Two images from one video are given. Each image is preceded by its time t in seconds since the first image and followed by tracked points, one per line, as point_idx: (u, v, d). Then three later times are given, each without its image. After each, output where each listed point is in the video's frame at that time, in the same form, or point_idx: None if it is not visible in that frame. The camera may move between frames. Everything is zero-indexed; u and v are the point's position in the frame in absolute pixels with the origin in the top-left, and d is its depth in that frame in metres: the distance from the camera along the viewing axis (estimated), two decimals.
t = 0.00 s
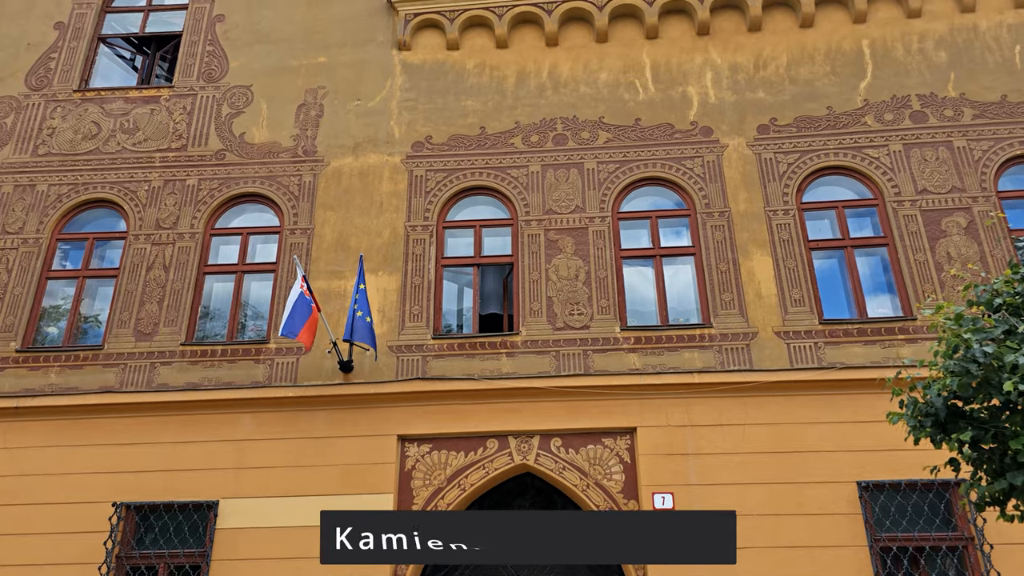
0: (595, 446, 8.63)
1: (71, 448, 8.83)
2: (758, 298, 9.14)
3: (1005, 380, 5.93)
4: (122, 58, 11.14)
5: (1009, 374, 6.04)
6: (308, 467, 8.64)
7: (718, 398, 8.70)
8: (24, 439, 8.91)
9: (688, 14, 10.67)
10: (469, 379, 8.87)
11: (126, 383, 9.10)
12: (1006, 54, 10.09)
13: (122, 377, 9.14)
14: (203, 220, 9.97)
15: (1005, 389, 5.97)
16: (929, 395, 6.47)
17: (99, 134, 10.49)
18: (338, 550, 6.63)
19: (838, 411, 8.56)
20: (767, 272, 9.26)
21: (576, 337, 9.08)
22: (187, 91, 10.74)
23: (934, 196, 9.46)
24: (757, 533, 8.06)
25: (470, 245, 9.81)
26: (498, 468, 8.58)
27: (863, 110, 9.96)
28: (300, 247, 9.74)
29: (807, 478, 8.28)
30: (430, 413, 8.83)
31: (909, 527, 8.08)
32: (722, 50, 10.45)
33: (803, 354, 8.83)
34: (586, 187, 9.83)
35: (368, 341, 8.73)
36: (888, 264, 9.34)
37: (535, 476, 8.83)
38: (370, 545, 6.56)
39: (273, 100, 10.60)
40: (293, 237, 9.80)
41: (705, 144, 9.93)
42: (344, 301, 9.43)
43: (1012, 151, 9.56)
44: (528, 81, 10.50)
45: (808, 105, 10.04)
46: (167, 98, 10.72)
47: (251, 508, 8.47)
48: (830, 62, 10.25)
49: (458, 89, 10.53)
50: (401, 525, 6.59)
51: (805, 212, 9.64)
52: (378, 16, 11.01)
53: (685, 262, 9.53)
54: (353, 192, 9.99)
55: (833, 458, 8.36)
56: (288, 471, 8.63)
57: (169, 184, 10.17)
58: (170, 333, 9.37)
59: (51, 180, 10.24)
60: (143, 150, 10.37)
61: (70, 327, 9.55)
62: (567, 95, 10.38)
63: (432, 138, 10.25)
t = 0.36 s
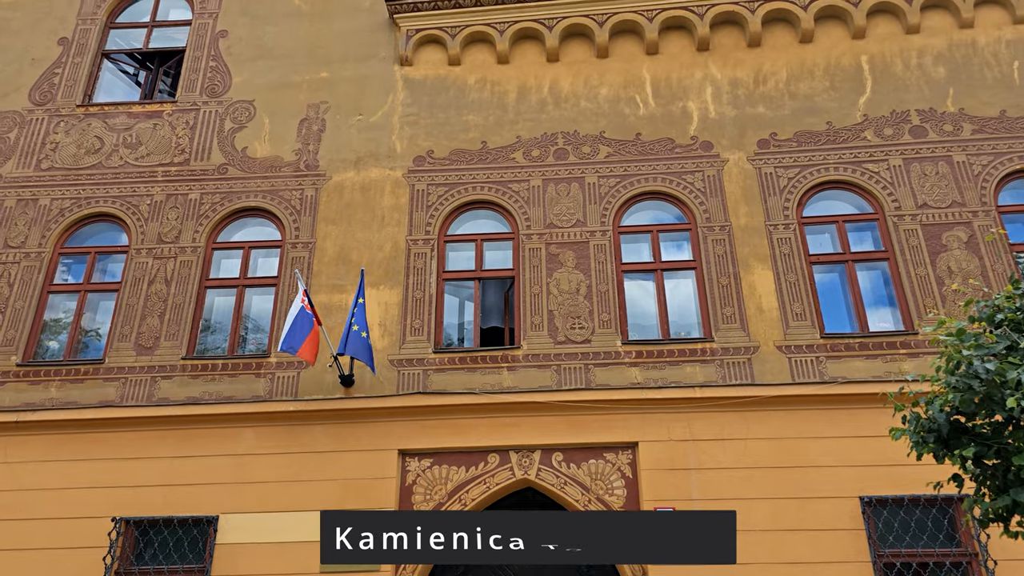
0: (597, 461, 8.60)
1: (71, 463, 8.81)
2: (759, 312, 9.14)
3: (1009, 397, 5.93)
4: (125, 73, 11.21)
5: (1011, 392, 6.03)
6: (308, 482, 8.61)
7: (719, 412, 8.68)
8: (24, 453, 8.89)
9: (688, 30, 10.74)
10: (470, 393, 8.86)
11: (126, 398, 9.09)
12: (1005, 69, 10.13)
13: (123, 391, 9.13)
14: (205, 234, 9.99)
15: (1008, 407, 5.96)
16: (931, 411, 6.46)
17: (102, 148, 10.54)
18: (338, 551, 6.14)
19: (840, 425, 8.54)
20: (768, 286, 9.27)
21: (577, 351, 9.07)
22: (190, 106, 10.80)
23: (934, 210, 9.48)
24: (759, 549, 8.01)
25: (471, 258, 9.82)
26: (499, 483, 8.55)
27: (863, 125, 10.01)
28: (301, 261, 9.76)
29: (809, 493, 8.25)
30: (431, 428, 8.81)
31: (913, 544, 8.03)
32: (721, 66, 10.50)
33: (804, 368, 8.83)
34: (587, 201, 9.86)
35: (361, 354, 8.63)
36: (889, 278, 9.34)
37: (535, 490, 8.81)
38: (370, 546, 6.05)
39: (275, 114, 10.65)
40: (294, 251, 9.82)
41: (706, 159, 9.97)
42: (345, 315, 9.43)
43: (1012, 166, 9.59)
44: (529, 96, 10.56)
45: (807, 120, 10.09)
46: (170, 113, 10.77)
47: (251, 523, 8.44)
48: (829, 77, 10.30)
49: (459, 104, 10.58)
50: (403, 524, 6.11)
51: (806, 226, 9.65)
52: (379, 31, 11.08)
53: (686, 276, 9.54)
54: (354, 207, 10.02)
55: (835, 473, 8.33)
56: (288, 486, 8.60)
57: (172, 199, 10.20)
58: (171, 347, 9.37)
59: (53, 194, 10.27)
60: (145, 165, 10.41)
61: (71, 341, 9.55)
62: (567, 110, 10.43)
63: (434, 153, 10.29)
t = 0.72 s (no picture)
0: (597, 477, 8.56)
1: (69, 478, 8.76)
2: (759, 327, 9.13)
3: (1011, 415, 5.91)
4: (127, 88, 11.26)
5: (1014, 410, 6.02)
6: (307, 498, 8.56)
7: (720, 428, 8.64)
8: (22, 468, 8.85)
9: (687, 46, 10.80)
10: (470, 408, 8.82)
11: (125, 412, 9.06)
12: (1003, 85, 10.18)
13: (122, 406, 9.11)
14: (206, 248, 10.00)
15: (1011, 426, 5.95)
16: (933, 428, 6.44)
17: (104, 163, 10.57)
18: (338, 550, 7.03)
19: (842, 441, 8.50)
20: (768, 301, 9.26)
21: (577, 366, 9.06)
22: (191, 121, 10.84)
23: (934, 226, 9.49)
24: (761, 566, 7.95)
25: (471, 273, 9.82)
26: (499, 499, 8.51)
27: (862, 141, 10.04)
28: (301, 275, 9.77)
29: (811, 509, 8.20)
30: (431, 444, 8.77)
31: (916, 561, 7.97)
32: (720, 81, 10.55)
33: (805, 384, 8.80)
34: (587, 216, 9.88)
35: (358, 369, 8.64)
36: (889, 292, 9.34)
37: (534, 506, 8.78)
38: (369, 545, 6.94)
39: (277, 130, 10.69)
40: (294, 266, 9.83)
41: (705, 174, 9.99)
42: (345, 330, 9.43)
43: (1011, 181, 9.61)
44: (529, 112, 10.60)
45: (807, 135, 10.12)
46: (171, 128, 10.82)
47: (249, 539, 8.38)
48: (828, 93, 10.35)
49: (459, 119, 10.63)
50: (403, 524, 6.95)
51: (806, 241, 9.66)
52: (380, 47, 11.14)
53: (686, 290, 9.53)
54: (354, 221, 10.04)
55: (837, 489, 8.28)
56: (287, 502, 8.55)
57: (172, 213, 10.22)
58: (171, 361, 9.35)
59: (55, 209, 10.29)
60: (147, 179, 10.44)
61: (70, 355, 9.54)
62: (567, 125, 10.48)
63: (434, 168, 10.32)
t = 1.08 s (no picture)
0: (598, 491, 8.52)
1: (67, 492, 8.73)
2: (760, 340, 9.11)
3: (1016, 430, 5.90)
4: (130, 102, 11.30)
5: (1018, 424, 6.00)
6: (306, 513, 8.51)
7: (722, 442, 8.61)
8: (20, 482, 8.81)
9: (687, 60, 10.84)
10: (471, 422, 8.79)
11: (125, 426, 9.04)
12: (1002, 100, 10.21)
13: (121, 420, 9.08)
14: (206, 261, 10.00)
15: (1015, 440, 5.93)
16: (937, 443, 6.41)
17: (105, 176, 10.60)
18: (337, 551, 6.64)
19: (844, 456, 8.47)
20: (769, 315, 9.25)
21: (578, 380, 9.03)
22: (193, 134, 10.88)
23: (935, 239, 9.49)
24: None
25: (472, 286, 9.82)
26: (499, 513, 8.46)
27: (862, 154, 10.06)
28: (302, 288, 9.77)
29: (813, 524, 8.15)
30: (431, 458, 8.74)
31: None
32: (720, 95, 10.59)
33: (807, 398, 8.78)
34: (587, 229, 9.89)
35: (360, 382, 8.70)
36: (890, 305, 9.33)
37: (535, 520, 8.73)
38: (369, 545, 6.56)
39: (278, 143, 10.72)
40: (294, 279, 9.84)
41: (706, 188, 10.01)
42: (345, 343, 9.41)
43: (1011, 195, 9.62)
44: (529, 126, 10.64)
45: (807, 149, 10.15)
46: (173, 142, 10.85)
47: (248, 554, 8.33)
48: (828, 107, 10.39)
49: (461, 133, 10.66)
50: (404, 525, 6.57)
51: (806, 254, 9.66)
52: (382, 62, 11.18)
53: (686, 304, 9.52)
54: (355, 234, 10.05)
55: (840, 503, 8.24)
56: (286, 517, 8.50)
57: (174, 226, 10.23)
58: (171, 375, 9.33)
59: (56, 222, 10.31)
60: (148, 193, 10.46)
61: (70, 369, 9.52)
62: (567, 139, 10.51)
63: (435, 181, 10.34)
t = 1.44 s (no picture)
0: (598, 507, 8.49)
1: (65, 507, 8.69)
2: (761, 355, 9.10)
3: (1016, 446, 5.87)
4: (131, 116, 11.35)
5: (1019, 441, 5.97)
6: (305, 528, 8.47)
7: (722, 457, 8.57)
8: (18, 497, 8.78)
9: (686, 75, 10.89)
10: (471, 437, 8.77)
11: (123, 440, 9.02)
12: (1001, 114, 10.24)
13: (120, 434, 9.06)
14: (206, 275, 10.01)
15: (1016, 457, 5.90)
16: (938, 459, 6.38)
17: (106, 190, 10.63)
18: (338, 550, 7.28)
19: (845, 471, 8.43)
20: (769, 329, 9.24)
21: (578, 394, 9.01)
22: (194, 149, 10.92)
23: (935, 253, 9.50)
24: None
25: (472, 299, 9.82)
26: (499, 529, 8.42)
27: (861, 169, 10.09)
28: (302, 302, 9.77)
29: (814, 540, 8.10)
30: (431, 473, 8.71)
31: None
32: (719, 110, 10.63)
33: (808, 413, 8.75)
34: (587, 242, 9.90)
35: (360, 402, 8.74)
36: (891, 319, 9.32)
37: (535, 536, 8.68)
38: (369, 545, 7.19)
39: (279, 158, 10.76)
40: (294, 292, 9.84)
41: (706, 202, 10.03)
42: (345, 357, 9.41)
43: (1011, 210, 9.63)
44: (529, 140, 10.67)
45: (806, 163, 10.17)
46: (175, 156, 10.89)
47: (246, 570, 8.29)
48: (827, 121, 10.42)
49: (461, 147, 10.70)
50: (404, 525, 7.21)
51: (806, 268, 9.66)
52: (383, 76, 11.23)
53: (686, 317, 9.52)
54: (355, 248, 10.06)
55: (841, 519, 8.19)
56: (284, 532, 8.46)
57: (174, 240, 10.25)
58: (170, 389, 9.32)
59: (57, 236, 10.33)
60: (149, 207, 10.49)
61: (70, 382, 9.51)
62: (567, 153, 10.54)
63: (436, 195, 10.36)
